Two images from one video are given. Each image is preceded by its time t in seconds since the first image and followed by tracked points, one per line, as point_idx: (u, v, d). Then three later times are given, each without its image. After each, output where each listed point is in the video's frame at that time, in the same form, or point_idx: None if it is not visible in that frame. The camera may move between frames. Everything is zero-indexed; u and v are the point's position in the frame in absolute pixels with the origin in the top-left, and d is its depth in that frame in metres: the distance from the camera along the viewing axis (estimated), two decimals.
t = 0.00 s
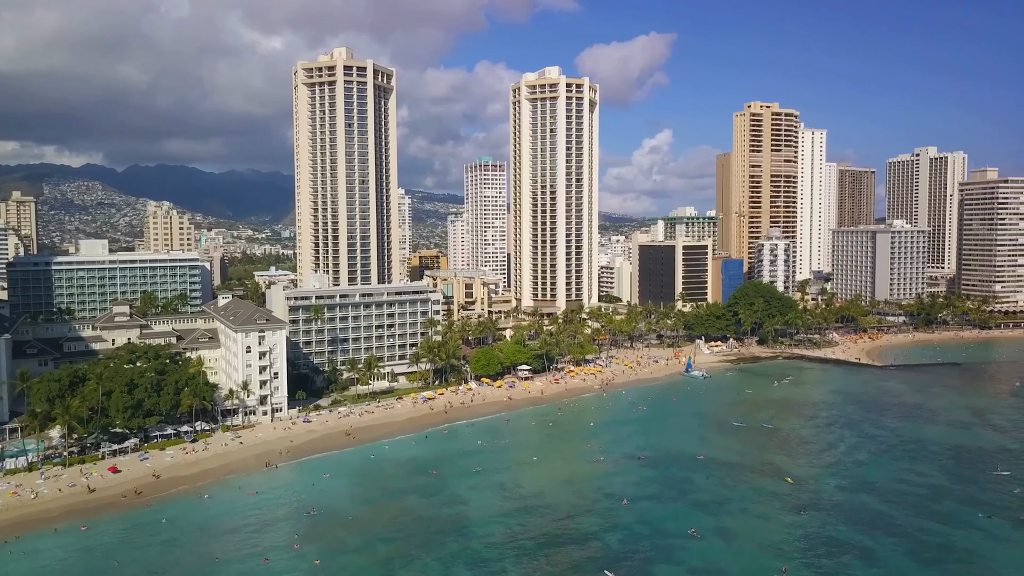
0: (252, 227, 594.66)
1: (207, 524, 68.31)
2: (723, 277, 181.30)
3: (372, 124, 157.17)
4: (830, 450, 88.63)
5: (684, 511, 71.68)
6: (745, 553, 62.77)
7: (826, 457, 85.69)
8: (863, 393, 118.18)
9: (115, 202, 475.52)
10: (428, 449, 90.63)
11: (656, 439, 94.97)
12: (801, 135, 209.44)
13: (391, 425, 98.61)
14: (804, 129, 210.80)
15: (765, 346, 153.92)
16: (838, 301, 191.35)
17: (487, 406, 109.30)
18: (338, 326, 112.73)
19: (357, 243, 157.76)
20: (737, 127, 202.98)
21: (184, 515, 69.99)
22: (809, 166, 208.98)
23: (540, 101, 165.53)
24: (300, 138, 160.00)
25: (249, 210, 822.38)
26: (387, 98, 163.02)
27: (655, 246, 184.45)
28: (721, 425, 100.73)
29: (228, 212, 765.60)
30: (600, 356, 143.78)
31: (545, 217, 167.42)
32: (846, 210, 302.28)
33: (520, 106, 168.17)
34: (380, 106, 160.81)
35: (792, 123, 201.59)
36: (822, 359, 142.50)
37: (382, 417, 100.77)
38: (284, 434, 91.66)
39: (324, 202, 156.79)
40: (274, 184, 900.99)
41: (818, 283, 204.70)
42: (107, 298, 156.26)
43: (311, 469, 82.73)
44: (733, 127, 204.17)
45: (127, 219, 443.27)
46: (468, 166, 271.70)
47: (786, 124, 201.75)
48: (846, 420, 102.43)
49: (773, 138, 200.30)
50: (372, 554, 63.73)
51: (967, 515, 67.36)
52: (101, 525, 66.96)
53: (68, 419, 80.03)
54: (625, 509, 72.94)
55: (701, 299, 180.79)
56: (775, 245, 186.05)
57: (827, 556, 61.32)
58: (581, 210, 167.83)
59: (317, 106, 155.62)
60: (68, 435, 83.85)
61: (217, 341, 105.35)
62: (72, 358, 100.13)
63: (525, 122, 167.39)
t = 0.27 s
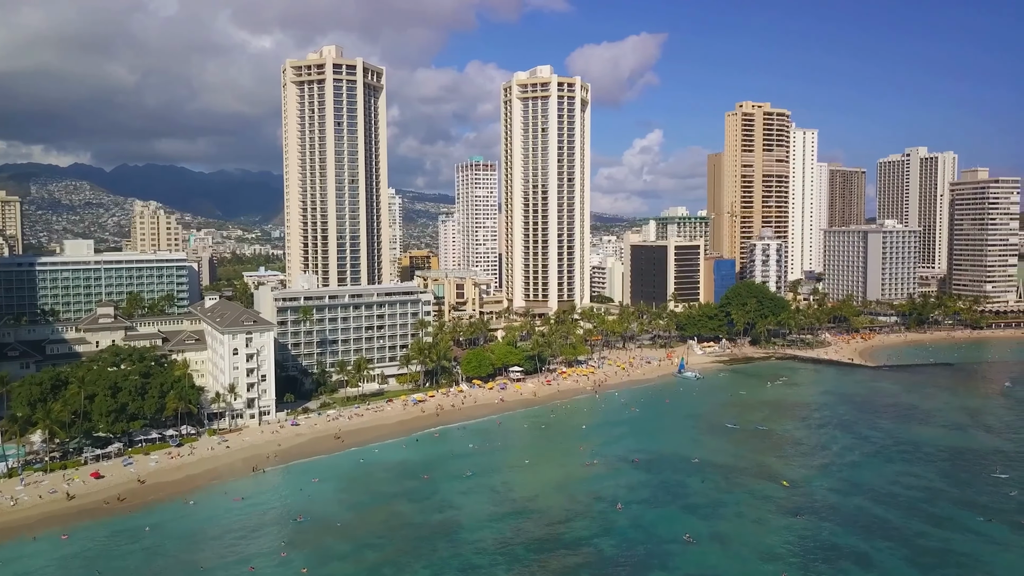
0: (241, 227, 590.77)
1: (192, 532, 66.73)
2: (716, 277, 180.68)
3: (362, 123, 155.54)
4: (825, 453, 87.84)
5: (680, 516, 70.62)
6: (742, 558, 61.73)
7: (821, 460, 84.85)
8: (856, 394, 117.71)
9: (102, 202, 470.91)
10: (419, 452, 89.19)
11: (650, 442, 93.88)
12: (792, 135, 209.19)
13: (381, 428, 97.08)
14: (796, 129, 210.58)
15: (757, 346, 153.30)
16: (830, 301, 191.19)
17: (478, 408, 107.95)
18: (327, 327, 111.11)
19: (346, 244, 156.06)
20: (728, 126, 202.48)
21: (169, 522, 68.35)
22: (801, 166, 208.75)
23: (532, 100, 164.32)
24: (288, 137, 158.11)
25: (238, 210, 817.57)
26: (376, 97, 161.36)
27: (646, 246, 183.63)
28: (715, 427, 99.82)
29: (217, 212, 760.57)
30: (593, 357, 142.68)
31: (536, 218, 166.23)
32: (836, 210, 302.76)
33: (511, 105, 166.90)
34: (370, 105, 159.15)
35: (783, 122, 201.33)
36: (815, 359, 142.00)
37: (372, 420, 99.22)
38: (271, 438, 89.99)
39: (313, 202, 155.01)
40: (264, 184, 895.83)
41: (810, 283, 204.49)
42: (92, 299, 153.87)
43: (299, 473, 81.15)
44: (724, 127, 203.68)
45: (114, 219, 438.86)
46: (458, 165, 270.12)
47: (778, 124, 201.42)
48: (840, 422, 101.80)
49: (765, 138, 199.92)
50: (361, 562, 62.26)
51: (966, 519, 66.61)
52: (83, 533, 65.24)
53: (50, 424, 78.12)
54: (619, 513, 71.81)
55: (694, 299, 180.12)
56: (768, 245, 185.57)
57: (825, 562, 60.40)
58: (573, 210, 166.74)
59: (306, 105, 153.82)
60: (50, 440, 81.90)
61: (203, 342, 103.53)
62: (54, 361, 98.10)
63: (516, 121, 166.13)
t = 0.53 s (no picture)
0: (232, 227, 587.26)
1: (179, 538, 65.29)
2: (709, 277, 180.12)
3: (353, 122, 154.12)
4: (820, 455, 87.14)
5: (674, 520, 69.72)
6: (738, 562, 60.88)
7: (816, 463, 84.22)
8: (850, 395, 117.23)
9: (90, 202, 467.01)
10: (410, 455, 87.91)
11: (644, 444, 92.94)
12: (785, 135, 209.07)
13: (372, 431, 95.76)
14: (788, 129, 210.46)
15: (750, 347, 152.81)
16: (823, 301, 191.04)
17: (470, 410, 106.80)
18: (317, 328, 109.76)
19: (337, 244, 154.62)
20: (721, 126, 202.12)
21: (154, 528, 66.89)
22: (793, 166, 208.69)
23: (524, 99, 163.33)
24: (278, 136, 156.53)
25: (229, 209, 813.10)
26: (367, 96, 159.98)
27: (639, 246, 182.90)
28: (709, 429, 99.03)
29: (207, 212, 756.04)
30: (586, 358, 141.78)
31: (529, 217, 165.21)
32: (828, 210, 303.09)
33: (503, 105, 165.85)
34: (361, 104, 157.79)
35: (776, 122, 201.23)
36: (809, 360, 141.56)
37: (363, 423, 97.88)
38: (260, 441, 88.59)
39: (303, 202, 153.55)
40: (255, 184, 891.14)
41: (803, 283, 204.38)
42: (78, 300, 151.79)
43: (289, 478, 79.79)
44: (717, 126, 203.32)
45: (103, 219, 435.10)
46: (450, 165, 268.72)
47: (770, 124, 201.17)
48: (834, 423, 101.27)
49: (757, 138, 199.65)
50: (350, 568, 61.04)
51: (964, 522, 65.91)
52: (65, 540, 63.79)
53: (33, 428, 76.50)
54: (613, 517, 70.84)
55: (686, 300, 179.54)
56: (760, 245, 185.21)
57: (821, 567, 59.63)
58: (566, 210, 165.82)
59: (296, 104, 152.31)
60: (33, 445, 80.30)
61: (191, 344, 102.04)
62: (39, 364, 96.35)
63: (509, 120, 165.09)
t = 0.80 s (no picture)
0: (220, 226, 583.03)
1: (161, 547, 63.59)
2: (700, 278, 179.53)
3: (341, 121, 152.49)
4: (813, 457, 86.38)
5: (668, 524, 68.75)
6: (732, 568, 59.92)
7: (810, 465, 83.43)
8: (843, 396, 116.74)
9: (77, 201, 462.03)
10: (400, 460, 86.46)
11: (636, 446, 91.90)
12: (776, 135, 208.90)
13: (361, 434, 94.25)
14: (779, 129, 210.32)
15: (742, 347, 152.22)
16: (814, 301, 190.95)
17: (461, 413, 105.46)
18: (305, 330, 108.10)
19: (326, 244, 152.90)
20: (712, 126, 201.62)
21: (136, 536, 65.22)
22: (784, 166, 208.54)
23: (515, 98, 162.14)
24: (266, 135, 154.60)
25: (217, 209, 807.56)
26: (357, 94, 158.33)
27: (631, 247, 182.05)
28: (703, 431, 98.15)
29: (195, 212, 750.28)
30: (577, 359, 140.78)
31: (519, 217, 164.00)
32: (819, 210, 303.73)
33: (494, 104, 164.59)
34: (350, 102, 156.08)
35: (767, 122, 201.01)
36: (801, 360, 141.14)
37: (351, 426, 96.31)
38: (246, 446, 86.90)
39: (292, 201, 151.74)
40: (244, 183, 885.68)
41: (794, 284, 204.30)
42: (62, 301, 149.39)
43: (275, 483, 78.19)
44: (708, 126, 202.82)
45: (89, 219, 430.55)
46: (441, 165, 267.30)
47: (761, 124, 200.94)
48: (827, 424, 100.63)
49: (748, 137, 199.32)
50: None
51: (962, 526, 65.09)
52: (43, 548, 62.03)
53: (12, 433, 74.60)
54: (606, 522, 69.78)
55: (678, 300, 178.89)
56: (752, 245, 184.80)
57: (817, 572, 58.74)
58: (557, 210, 164.74)
59: (284, 102, 150.45)
60: (12, 450, 78.31)
61: (176, 346, 100.19)
62: (19, 367, 94.25)
63: (499, 120, 163.84)
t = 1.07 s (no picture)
0: (210, 226, 579.29)
1: (146, 555, 62.09)
2: (693, 278, 178.96)
3: (332, 120, 150.97)
4: (808, 459, 85.65)
5: (662, 529, 67.85)
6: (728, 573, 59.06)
7: (805, 468, 82.71)
8: (836, 397, 116.34)
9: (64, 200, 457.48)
10: (391, 463, 85.18)
11: (630, 449, 90.97)
12: (768, 135, 208.70)
13: (351, 437, 92.86)
14: (771, 129, 210.17)
15: (735, 348, 151.70)
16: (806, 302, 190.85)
17: (452, 415, 104.25)
18: (294, 332, 106.69)
19: (316, 244, 151.40)
20: (704, 125, 201.13)
21: (120, 544, 63.71)
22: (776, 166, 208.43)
23: (507, 97, 161.06)
24: (255, 134, 152.89)
25: (207, 209, 802.73)
26: (347, 93, 156.82)
27: (623, 247, 181.23)
28: (697, 433, 97.33)
29: (185, 212, 745.37)
30: (570, 360, 139.82)
31: (512, 217, 162.94)
32: (810, 210, 304.24)
33: (486, 103, 163.46)
34: (340, 101, 154.53)
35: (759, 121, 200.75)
36: (794, 361, 140.70)
37: (341, 429, 94.91)
38: (234, 450, 85.39)
39: (281, 201, 150.11)
40: (234, 183, 880.91)
41: (786, 284, 204.18)
42: (47, 303, 147.27)
43: (263, 488, 76.74)
44: (700, 126, 202.32)
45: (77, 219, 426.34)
46: (432, 164, 266.04)
47: (754, 124, 200.65)
48: (822, 425, 100.04)
49: (741, 137, 198.98)
50: None
51: (960, 530, 64.42)
52: (24, 556, 60.45)
53: None
54: (600, 526, 68.80)
55: (671, 301, 178.30)
56: (744, 245, 184.43)
57: None
58: (549, 210, 163.79)
59: (273, 101, 148.79)
60: None
61: (163, 348, 98.53)
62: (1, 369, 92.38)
63: (491, 119, 162.71)
